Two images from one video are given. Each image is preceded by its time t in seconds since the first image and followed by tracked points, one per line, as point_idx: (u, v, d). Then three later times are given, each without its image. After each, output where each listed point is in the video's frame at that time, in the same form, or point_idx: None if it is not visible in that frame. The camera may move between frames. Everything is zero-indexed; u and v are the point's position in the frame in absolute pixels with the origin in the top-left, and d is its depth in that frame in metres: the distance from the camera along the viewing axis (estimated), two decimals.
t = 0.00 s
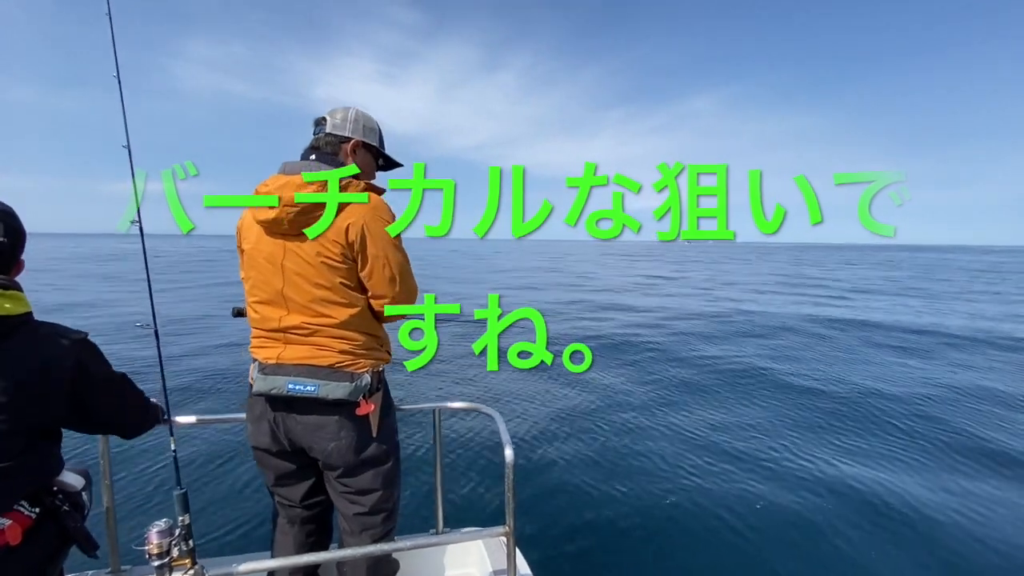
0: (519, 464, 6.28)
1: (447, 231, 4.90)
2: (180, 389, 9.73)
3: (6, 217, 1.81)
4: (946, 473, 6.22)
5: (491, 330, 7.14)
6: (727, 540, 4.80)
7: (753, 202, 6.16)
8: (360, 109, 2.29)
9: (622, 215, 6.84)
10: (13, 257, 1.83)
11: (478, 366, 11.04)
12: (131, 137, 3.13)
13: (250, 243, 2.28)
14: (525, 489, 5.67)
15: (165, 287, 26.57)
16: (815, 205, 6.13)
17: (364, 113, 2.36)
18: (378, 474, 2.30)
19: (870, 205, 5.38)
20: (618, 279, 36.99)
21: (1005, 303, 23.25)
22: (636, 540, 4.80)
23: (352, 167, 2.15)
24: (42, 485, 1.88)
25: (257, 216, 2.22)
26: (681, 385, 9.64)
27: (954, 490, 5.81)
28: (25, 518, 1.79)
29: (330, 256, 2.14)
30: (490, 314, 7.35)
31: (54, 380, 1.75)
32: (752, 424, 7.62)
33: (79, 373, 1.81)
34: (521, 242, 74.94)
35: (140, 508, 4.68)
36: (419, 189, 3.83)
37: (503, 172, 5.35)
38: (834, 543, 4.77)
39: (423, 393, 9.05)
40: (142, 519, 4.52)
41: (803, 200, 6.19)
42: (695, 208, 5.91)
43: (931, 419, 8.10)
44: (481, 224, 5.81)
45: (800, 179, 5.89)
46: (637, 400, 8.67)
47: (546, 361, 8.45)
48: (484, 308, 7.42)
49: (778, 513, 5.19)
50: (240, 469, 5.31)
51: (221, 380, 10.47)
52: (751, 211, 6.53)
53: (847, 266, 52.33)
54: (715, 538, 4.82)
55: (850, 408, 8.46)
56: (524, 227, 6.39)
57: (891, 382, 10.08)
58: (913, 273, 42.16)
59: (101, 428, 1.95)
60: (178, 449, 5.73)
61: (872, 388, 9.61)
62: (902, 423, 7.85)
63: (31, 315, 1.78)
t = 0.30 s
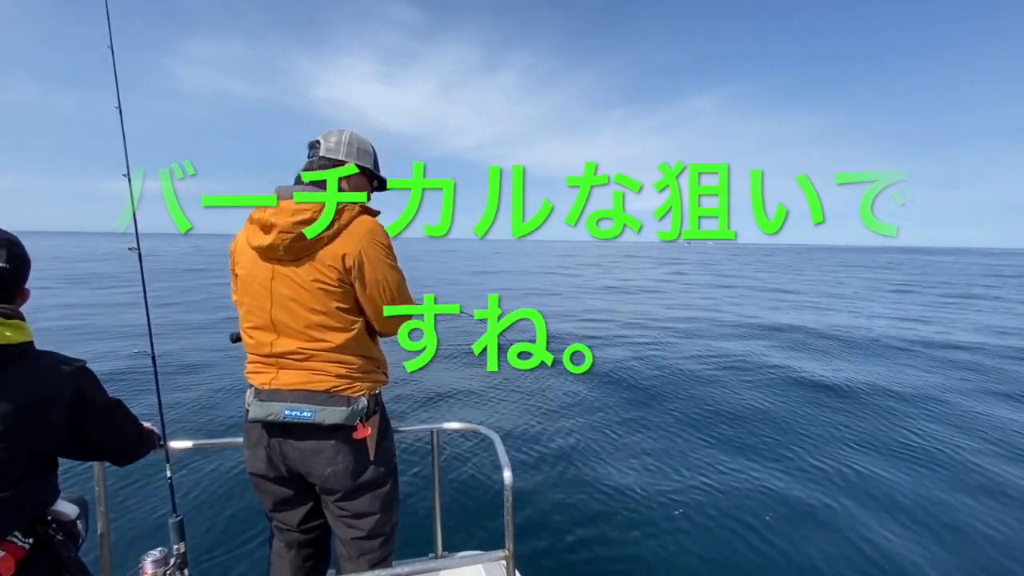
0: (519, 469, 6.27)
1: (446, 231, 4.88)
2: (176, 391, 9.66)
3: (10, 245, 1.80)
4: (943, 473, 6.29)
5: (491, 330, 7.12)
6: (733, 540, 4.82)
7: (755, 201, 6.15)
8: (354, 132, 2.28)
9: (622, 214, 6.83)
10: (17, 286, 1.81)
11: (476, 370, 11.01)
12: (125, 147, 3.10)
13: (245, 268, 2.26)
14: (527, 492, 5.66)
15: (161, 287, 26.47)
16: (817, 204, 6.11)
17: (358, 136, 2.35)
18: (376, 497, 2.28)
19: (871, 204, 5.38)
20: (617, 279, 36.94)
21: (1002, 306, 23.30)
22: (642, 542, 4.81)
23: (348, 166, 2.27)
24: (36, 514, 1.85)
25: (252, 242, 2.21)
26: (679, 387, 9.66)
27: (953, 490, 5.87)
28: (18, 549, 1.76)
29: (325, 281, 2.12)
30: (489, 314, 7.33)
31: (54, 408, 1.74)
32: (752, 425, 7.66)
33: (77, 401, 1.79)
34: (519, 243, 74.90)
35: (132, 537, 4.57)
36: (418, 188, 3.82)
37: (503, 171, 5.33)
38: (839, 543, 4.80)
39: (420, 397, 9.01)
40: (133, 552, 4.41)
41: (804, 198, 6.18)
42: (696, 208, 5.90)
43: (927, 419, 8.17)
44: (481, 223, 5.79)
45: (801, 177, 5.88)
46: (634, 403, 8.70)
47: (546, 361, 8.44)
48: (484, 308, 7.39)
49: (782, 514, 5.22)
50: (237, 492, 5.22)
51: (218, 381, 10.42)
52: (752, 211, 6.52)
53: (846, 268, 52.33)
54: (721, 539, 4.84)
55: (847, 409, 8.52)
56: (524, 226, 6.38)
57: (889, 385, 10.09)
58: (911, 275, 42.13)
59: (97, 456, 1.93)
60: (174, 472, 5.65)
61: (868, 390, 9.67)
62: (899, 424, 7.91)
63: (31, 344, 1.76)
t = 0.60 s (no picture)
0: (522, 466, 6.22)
1: (446, 231, 4.86)
2: (175, 391, 9.63)
3: (2, 264, 1.78)
4: (949, 469, 6.32)
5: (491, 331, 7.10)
6: (742, 538, 4.80)
7: (757, 201, 6.12)
8: (358, 149, 2.28)
9: (623, 214, 6.80)
10: (13, 303, 1.80)
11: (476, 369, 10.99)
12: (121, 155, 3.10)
13: (249, 282, 2.24)
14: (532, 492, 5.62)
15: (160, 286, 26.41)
16: (819, 204, 6.09)
17: (363, 152, 2.35)
18: (378, 508, 2.27)
19: (875, 204, 5.36)
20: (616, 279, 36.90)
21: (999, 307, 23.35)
22: (650, 540, 4.79)
23: (345, 172, 2.25)
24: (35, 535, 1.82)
25: (256, 256, 2.19)
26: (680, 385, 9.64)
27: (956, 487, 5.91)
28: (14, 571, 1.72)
29: (329, 295, 2.09)
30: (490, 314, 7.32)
31: (56, 427, 1.72)
32: (754, 421, 7.67)
33: (80, 420, 1.78)
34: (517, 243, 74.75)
35: (128, 554, 4.55)
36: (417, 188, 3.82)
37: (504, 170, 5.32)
38: (849, 540, 4.80)
39: (419, 395, 8.96)
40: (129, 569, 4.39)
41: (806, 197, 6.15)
42: (698, 207, 5.87)
43: (927, 417, 8.23)
44: (481, 223, 5.77)
45: (802, 176, 5.86)
46: (638, 400, 8.69)
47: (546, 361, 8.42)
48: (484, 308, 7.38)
49: (790, 512, 5.21)
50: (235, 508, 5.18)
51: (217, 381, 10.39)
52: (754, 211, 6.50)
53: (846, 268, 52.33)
54: (729, 537, 4.82)
55: (849, 406, 8.54)
56: (524, 226, 6.36)
57: (890, 385, 10.10)
58: (911, 275, 42.12)
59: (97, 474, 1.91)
60: (172, 488, 5.63)
61: (867, 389, 9.71)
62: (901, 421, 7.95)
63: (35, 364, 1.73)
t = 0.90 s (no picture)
0: (525, 466, 6.16)
1: (446, 229, 4.85)
2: (175, 391, 9.61)
3: (15, 266, 1.81)
4: (954, 469, 6.35)
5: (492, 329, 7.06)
6: (752, 536, 4.77)
7: (758, 198, 6.11)
8: (362, 142, 2.26)
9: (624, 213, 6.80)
10: (29, 301, 1.81)
11: (476, 370, 10.98)
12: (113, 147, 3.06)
13: (254, 272, 2.23)
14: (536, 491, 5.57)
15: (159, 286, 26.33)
16: (820, 201, 6.07)
17: (365, 144, 2.33)
18: (381, 498, 2.27)
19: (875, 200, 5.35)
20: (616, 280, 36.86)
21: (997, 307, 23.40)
22: (659, 538, 4.74)
23: (347, 163, 2.24)
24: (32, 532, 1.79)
25: (261, 245, 2.17)
26: (682, 386, 9.61)
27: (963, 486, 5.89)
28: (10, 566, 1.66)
29: (334, 285, 2.08)
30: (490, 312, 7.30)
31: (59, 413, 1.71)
32: (758, 421, 7.63)
33: (80, 408, 1.78)
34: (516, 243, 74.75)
35: (128, 552, 4.53)
36: (418, 189, 3.80)
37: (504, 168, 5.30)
38: (859, 538, 4.77)
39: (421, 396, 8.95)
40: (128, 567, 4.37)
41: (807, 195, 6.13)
42: (700, 206, 5.87)
43: (929, 416, 8.23)
44: (481, 222, 5.76)
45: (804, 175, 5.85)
46: (641, 399, 8.67)
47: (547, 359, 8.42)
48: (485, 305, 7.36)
49: (802, 509, 5.20)
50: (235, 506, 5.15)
51: (217, 380, 10.36)
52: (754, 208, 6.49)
53: (845, 269, 52.33)
54: (739, 535, 4.78)
55: (851, 407, 8.53)
56: (524, 225, 6.36)
57: (891, 386, 10.09)
58: (911, 277, 42.15)
59: (93, 468, 1.89)
60: (172, 485, 5.60)
61: (868, 389, 9.74)
62: (903, 421, 7.94)
63: (40, 354, 1.74)
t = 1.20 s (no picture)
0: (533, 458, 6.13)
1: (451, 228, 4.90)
2: (181, 391, 9.68)
3: (26, 265, 1.89)
4: (954, 461, 6.46)
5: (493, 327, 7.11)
6: (768, 525, 4.76)
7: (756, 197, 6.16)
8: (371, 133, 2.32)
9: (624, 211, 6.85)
10: (45, 297, 1.91)
11: (478, 369, 11.05)
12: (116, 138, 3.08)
13: (267, 257, 2.29)
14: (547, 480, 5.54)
15: (165, 287, 26.45)
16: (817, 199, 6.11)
17: (375, 135, 2.41)
18: (388, 484, 2.31)
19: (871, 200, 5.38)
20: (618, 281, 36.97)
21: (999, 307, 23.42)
22: (675, 526, 4.73)
23: (347, 163, 2.31)
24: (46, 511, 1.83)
25: (275, 230, 2.24)
26: (685, 382, 9.63)
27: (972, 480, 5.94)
28: (24, 542, 1.69)
29: (346, 269, 2.16)
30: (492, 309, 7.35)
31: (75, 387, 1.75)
32: (765, 417, 7.65)
33: (98, 383, 1.81)
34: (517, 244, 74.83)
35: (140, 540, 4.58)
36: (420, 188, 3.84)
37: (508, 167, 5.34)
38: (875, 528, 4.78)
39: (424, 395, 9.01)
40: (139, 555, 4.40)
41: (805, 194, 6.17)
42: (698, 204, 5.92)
43: (931, 413, 8.31)
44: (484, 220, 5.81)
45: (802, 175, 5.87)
46: (644, 393, 8.74)
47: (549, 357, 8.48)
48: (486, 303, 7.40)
49: (809, 496, 5.27)
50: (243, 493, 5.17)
51: (221, 381, 10.43)
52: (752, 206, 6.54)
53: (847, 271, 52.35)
54: (756, 523, 4.77)
55: (854, 404, 8.59)
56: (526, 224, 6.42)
57: (893, 384, 10.13)
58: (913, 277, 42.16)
59: (110, 447, 1.93)
60: (180, 471, 5.64)
61: (867, 386, 9.85)
62: (907, 416, 8.01)
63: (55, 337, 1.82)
